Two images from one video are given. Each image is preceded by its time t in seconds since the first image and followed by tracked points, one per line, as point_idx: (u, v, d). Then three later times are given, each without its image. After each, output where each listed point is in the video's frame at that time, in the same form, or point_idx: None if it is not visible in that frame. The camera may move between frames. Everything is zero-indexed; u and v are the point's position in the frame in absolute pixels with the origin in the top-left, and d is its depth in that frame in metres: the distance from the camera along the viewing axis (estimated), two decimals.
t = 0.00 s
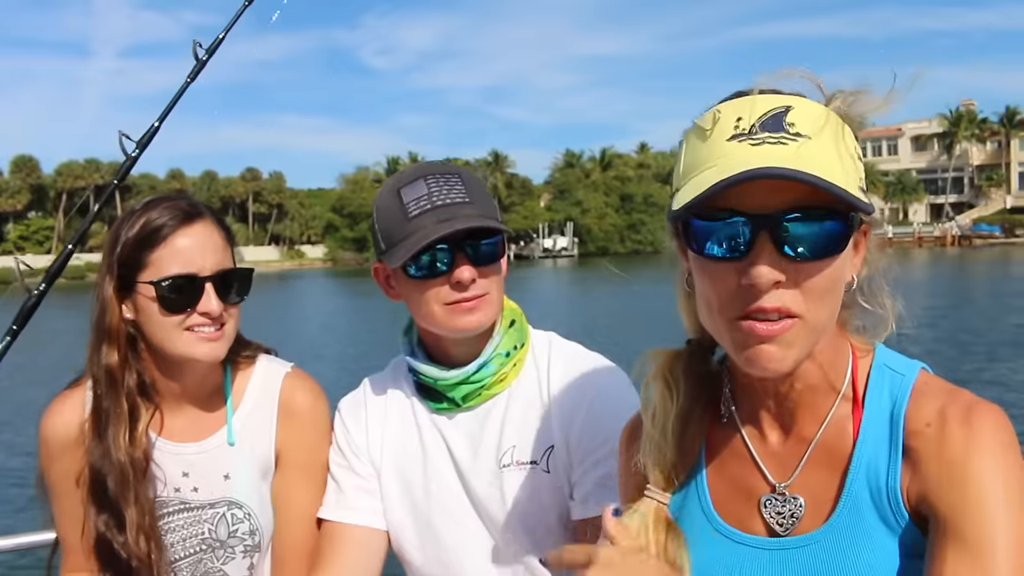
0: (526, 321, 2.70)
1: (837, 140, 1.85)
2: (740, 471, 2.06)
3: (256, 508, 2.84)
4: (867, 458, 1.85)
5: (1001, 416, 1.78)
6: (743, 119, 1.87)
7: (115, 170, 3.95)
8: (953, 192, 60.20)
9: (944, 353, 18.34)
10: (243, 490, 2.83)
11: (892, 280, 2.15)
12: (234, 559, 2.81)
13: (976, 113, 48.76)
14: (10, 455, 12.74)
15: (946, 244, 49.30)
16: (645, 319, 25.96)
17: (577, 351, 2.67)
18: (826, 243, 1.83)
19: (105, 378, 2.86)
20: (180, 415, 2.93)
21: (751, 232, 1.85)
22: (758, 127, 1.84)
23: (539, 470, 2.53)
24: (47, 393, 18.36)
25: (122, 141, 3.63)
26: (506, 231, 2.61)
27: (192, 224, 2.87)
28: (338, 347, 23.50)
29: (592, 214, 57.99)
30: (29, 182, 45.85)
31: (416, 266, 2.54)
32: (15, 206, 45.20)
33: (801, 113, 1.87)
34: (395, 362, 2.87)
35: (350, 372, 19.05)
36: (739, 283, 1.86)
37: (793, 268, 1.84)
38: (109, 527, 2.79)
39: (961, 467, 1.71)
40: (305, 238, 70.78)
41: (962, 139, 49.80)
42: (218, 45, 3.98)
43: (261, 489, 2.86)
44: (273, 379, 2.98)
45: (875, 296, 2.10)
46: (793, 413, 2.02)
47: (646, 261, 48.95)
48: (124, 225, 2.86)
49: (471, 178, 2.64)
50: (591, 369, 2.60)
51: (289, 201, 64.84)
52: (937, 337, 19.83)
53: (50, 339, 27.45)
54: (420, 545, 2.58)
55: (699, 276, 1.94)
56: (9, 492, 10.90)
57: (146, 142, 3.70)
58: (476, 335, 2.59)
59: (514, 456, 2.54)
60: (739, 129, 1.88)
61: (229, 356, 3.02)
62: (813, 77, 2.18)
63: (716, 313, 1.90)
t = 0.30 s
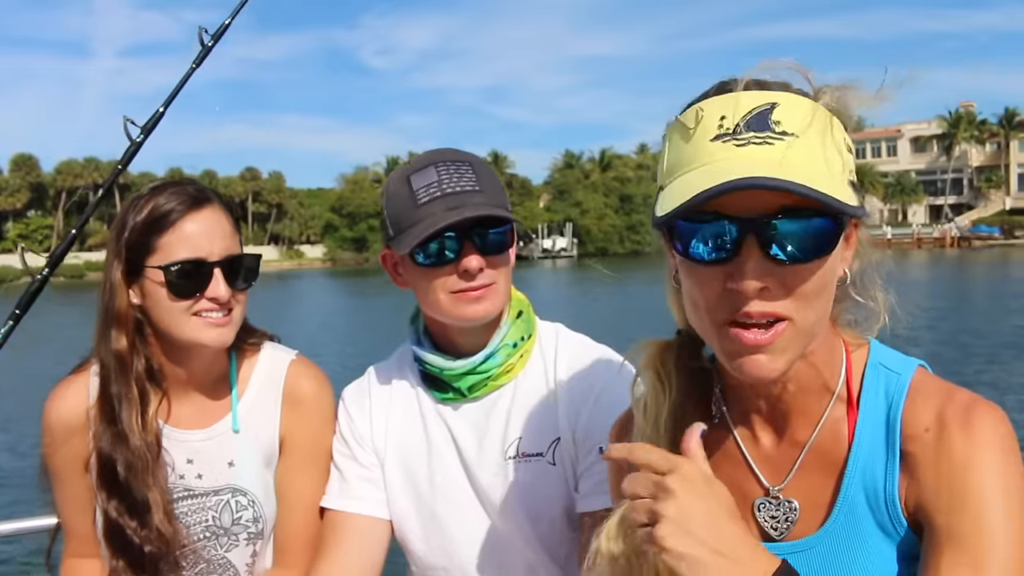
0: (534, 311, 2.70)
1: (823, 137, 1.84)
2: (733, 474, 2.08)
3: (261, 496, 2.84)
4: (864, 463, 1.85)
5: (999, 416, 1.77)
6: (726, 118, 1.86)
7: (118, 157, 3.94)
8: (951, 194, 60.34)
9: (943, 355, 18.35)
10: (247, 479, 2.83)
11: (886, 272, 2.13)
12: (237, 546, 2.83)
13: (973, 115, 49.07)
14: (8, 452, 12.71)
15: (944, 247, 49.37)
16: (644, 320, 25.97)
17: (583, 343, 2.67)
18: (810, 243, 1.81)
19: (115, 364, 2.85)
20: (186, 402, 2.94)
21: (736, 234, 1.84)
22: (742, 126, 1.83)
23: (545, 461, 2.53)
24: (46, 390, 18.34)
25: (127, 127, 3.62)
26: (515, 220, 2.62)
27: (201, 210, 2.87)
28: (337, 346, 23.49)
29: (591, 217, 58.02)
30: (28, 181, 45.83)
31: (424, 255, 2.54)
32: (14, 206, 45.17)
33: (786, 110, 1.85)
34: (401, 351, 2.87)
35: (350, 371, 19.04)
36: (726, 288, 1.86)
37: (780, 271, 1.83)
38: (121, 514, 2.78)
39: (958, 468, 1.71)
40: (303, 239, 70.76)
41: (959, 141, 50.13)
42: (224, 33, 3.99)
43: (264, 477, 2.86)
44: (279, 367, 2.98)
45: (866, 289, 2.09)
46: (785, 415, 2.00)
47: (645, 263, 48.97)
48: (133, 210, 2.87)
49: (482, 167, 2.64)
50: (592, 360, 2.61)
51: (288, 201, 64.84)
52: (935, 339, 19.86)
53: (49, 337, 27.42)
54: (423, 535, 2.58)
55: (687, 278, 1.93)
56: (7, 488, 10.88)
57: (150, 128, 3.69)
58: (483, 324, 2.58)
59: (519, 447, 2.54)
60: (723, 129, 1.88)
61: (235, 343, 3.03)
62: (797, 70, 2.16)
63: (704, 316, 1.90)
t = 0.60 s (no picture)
0: (538, 308, 2.71)
1: (823, 119, 1.85)
2: (727, 477, 2.06)
3: (265, 493, 2.84)
4: (863, 465, 1.84)
5: (1002, 418, 1.77)
6: (728, 93, 1.88)
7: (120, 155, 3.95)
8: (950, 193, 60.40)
9: (943, 354, 18.35)
10: (252, 475, 2.83)
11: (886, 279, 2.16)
12: (242, 543, 2.83)
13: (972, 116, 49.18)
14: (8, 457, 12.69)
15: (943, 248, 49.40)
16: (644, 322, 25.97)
17: (588, 339, 2.68)
18: (808, 227, 1.81)
19: (122, 359, 2.85)
20: (192, 399, 2.94)
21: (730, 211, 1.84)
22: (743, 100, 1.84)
23: (551, 458, 2.52)
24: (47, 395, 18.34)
25: (128, 124, 3.63)
26: (519, 216, 2.62)
27: (205, 205, 2.89)
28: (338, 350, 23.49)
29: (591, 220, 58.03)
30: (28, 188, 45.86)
31: (427, 251, 2.54)
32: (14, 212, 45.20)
33: (788, 91, 1.87)
34: (404, 348, 2.88)
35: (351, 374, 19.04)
36: (715, 261, 1.86)
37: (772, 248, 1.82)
38: (129, 512, 2.80)
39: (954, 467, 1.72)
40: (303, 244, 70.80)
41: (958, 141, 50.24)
42: (224, 32, 4.00)
43: (268, 473, 2.86)
44: (281, 364, 2.98)
45: (867, 292, 2.12)
46: (782, 417, 2.00)
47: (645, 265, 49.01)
48: (138, 205, 2.88)
49: (486, 162, 2.63)
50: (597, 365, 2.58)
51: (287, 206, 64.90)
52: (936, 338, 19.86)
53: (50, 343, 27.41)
54: (427, 533, 2.57)
55: (680, 256, 1.95)
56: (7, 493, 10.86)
57: (151, 125, 3.70)
58: (486, 321, 2.59)
59: (524, 445, 2.54)
60: (724, 105, 1.88)
61: (239, 340, 3.04)
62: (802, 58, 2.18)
63: (694, 293, 1.91)
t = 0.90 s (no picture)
0: (547, 313, 2.71)
1: (844, 124, 1.84)
2: (745, 486, 2.07)
3: (271, 494, 2.84)
4: (885, 478, 1.84)
5: None
6: (749, 98, 1.87)
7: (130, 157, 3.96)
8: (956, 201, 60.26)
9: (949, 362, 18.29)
10: (258, 476, 2.83)
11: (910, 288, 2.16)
12: (248, 544, 2.83)
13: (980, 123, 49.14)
14: (13, 455, 12.74)
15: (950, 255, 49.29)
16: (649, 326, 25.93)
17: (597, 345, 2.68)
18: (832, 233, 1.82)
19: (133, 355, 2.88)
20: (197, 402, 2.96)
21: (752, 217, 1.85)
22: (765, 105, 1.84)
23: (559, 465, 2.53)
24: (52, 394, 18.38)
25: (138, 126, 3.64)
26: (528, 221, 2.62)
27: (216, 206, 2.90)
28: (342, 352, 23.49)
29: (595, 223, 58.05)
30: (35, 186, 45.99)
31: (437, 254, 2.54)
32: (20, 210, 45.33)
33: (810, 95, 1.86)
34: (412, 353, 2.88)
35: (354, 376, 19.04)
36: (739, 270, 1.86)
37: (793, 254, 1.82)
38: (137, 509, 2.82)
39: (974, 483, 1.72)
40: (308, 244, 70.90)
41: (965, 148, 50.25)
42: (235, 34, 4.00)
43: (274, 474, 2.86)
44: (289, 366, 2.99)
45: (891, 301, 2.11)
46: (801, 428, 2.00)
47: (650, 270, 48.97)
48: (149, 204, 2.88)
49: (496, 166, 2.64)
50: (609, 375, 2.58)
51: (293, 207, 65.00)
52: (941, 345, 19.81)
53: (55, 341, 27.48)
54: (434, 539, 2.58)
55: (700, 264, 1.95)
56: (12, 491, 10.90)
57: (163, 128, 3.71)
58: (495, 326, 2.59)
59: (532, 451, 2.54)
60: (745, 109, 1.88)
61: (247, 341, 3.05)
62: (823, 62, 2.19)
63: (715, 305, 1.91)
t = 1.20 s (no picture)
0: (550, 315, 2.71)
1: (851, 128, 1.83)
2: (757, 484, 2.08)
3: (276, 493, 2.86)
4: (897, 481, 1.84)
5: None
6: (752, 106, 1.87)
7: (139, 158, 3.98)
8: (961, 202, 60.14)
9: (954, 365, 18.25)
10: (262, 474, 2.85)
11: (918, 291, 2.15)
12: (251, 542, 2.84)
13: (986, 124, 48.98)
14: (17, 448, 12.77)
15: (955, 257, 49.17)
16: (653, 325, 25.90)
17: (600, 348, 2.68)
18: (837, 238, 1.81)
19: (142, 349, 2.88)
20: (203, 394, 2.97)
21: (755, 223, 1.85)
22: (768, 112, 1.83)
23: (560, 466, 2.53)
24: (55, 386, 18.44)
25: (147, 127, 3.65)
26: (531, 224, 2.62)
27: (230, 206, 2.90)
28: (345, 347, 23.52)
29: (599, 220, 58.01)
30: (41, 178, 46.09)
31: (438, 257, 2.55)
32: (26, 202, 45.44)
33: (814, 101, 1.86)
34: (416, 354, 2.88)
35: (358, 372, 19.07)
36: (742, 277, 1.87)
37: (796, 260, 1.82)
38: (143, 500, 2.81)
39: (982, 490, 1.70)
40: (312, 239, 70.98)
41: (971, 149, 50.11)
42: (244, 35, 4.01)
43: (280, 472, 2.88)
44: (295, 365, 3.00)
45: (900, 303, 2.12)
46: (816, 428, 1.99)
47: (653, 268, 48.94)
48: (163, 201, 2.89)
49: (499, 169, 2.63)
50: (610, 377, 2.58)
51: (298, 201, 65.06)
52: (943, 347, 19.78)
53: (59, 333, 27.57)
54: (436, 540, 2.58)
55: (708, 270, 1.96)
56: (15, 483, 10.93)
57: (171, 129, 3.72)
58: (497, 329, 2.59)
59: (534, 452, 2.54)
60: (748, 117, 1.87)
61: (253, 340, 3.06)
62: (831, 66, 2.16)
63: (723, 311, 1.92)
